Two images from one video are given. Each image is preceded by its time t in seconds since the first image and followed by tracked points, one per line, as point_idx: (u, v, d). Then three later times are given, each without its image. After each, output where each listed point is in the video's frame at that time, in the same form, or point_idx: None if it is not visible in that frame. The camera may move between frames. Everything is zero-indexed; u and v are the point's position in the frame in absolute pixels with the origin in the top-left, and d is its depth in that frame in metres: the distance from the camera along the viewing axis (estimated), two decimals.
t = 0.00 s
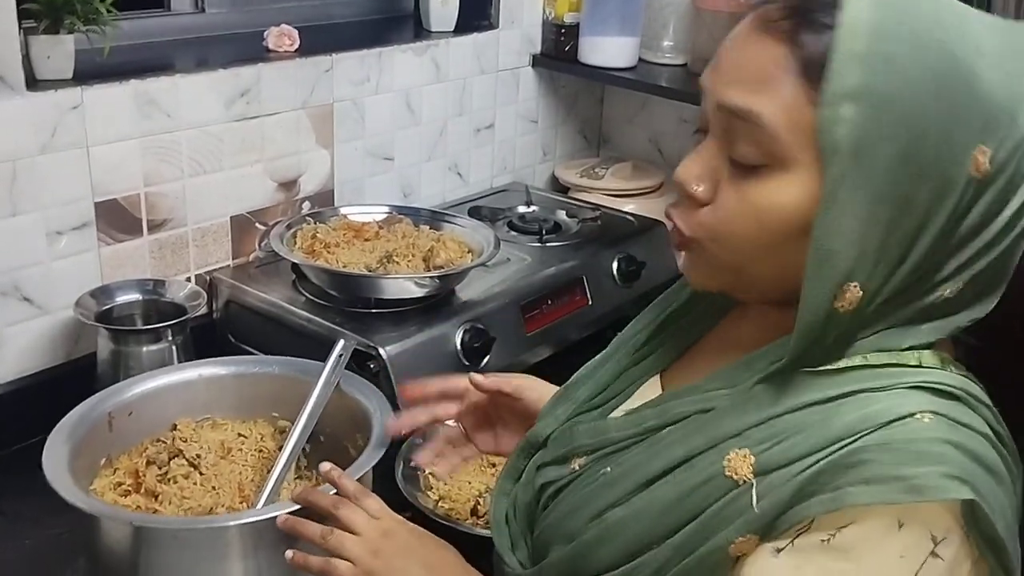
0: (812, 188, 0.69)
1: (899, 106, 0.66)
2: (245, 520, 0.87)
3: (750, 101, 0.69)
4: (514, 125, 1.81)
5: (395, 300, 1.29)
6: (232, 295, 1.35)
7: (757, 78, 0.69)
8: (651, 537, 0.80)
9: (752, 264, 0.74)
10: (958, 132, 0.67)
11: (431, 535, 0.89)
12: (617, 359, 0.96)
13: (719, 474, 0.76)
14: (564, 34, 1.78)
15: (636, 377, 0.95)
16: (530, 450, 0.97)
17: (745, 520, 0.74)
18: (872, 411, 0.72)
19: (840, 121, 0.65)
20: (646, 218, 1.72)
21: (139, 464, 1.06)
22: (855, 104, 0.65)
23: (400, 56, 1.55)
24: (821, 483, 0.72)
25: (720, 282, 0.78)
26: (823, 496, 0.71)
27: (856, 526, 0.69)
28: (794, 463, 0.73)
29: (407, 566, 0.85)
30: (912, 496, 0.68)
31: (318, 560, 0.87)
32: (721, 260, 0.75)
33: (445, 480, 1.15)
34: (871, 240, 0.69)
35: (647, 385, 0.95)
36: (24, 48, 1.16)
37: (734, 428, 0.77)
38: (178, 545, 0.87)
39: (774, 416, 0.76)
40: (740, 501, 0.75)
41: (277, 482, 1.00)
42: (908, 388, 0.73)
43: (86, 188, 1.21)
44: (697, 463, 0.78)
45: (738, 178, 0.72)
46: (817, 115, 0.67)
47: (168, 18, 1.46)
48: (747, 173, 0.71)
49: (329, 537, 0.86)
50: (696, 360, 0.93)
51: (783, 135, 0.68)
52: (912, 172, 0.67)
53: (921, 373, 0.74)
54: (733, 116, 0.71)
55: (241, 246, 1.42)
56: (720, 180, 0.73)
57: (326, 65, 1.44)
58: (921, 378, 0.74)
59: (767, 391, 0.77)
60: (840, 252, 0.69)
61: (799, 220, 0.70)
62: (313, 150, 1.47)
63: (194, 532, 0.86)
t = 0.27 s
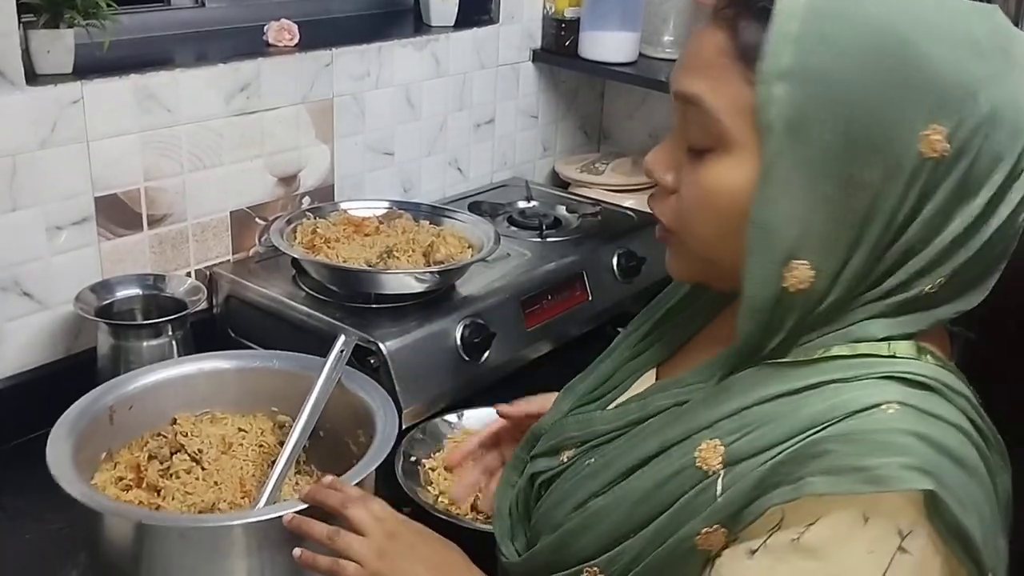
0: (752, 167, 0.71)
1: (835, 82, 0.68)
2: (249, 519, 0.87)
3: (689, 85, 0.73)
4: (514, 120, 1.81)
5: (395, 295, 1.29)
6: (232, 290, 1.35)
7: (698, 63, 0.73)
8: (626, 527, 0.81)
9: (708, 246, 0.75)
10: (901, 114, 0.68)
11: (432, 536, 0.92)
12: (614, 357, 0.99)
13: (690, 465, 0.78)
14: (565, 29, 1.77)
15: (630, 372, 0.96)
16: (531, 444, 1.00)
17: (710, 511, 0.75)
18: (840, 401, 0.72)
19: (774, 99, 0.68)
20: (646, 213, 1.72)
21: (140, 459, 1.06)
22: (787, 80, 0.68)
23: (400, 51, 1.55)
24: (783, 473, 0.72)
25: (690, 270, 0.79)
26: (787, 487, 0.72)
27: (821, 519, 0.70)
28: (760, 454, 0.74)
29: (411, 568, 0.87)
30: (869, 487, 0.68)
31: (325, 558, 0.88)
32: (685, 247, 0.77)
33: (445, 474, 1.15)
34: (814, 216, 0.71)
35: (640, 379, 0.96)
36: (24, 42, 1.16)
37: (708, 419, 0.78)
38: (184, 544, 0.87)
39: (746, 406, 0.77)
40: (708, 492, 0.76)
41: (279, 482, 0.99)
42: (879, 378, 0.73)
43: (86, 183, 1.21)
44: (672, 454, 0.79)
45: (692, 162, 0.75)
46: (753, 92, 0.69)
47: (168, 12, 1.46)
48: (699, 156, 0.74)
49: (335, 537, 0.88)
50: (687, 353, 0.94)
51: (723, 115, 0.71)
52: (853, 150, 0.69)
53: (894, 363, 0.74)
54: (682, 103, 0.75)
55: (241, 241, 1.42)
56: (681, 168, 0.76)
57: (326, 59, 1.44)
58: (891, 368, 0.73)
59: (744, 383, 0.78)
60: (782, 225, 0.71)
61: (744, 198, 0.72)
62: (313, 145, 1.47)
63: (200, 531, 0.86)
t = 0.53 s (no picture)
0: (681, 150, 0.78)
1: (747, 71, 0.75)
2: (250, 525, 0.87)
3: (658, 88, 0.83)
4: (515, 121, 1.81)
5: (397, 296, 1.28)
6: (233, 290, 1.34)
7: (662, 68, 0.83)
8: (619, 530, 0.85)
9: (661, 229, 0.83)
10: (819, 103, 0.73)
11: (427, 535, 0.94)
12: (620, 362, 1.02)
13: (676, 470, 0.81)
14: (567, 30, 1.77)
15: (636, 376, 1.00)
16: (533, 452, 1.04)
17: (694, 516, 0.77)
18: (818, 407, 0.75)
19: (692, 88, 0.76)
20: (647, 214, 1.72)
21: (143, 459, 1.06)
22: (699, 70, 0.75)
23: (402, 51, 1.55)
24: (763, 478, 0.74)
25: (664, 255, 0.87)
26: (766, 491, 0.73)
27: (801, 527, 0.71)
28: (741, 460, 0.77)
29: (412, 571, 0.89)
30: (846, 493, 0.69)
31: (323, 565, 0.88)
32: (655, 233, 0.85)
33: (446, 475, 1.14)
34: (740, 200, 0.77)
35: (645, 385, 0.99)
36: (25, 42, 1.16)
37: (693, 426, 0.82)
38: (186, 548, 0.87)
39: (729, 412, 0.80)
40: (692, 496, 0.79)
41: (280, 487, 0.99)
42: (860, 382, 0.75)
43: (88, 182, 1.21)
44: (659, 459, 0.83)
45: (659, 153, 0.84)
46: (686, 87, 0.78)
47: (170, 12, 1.46)
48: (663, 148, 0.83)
49: (332, 543, 0.88)
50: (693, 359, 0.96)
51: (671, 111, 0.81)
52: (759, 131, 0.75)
53: (873, 368, 0.76)
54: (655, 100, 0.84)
55: (242, 242, 1.42)
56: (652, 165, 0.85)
57: (327, 60, 1.43)
58: (871, 373, 0.76)
59: (732, 389, 0.82)
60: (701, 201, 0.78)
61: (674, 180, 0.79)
62: (315, 145, 1.47)
63: (201, 535, 0.86)
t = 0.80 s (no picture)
0: (836, 164, 0.66)
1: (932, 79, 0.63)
2: (250, 527, 0.87)
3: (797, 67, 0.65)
4: (517, 121, 1.80)
5: (398, 298, 1.28)
6: (234, 291, 1.34)
7: (801, 45, 0.65)
8: (618, 532, 0.79)
9: (748, 242, 0.70)
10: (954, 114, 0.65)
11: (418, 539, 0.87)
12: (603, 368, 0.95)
13: (675, 470, 0.75)
14: (569, 30, 1.76)
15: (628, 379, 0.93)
16: (525, 467, 0.98)
17: (695, 515, 0.72)
18: (818, 398, 0.69)
19: (873, 95, 0.63)
20: (649, 215, 1.72)
21: (148, 457, 1.06)
22: (900, 76, 0.62)
23: (403, 52, 1.54)
24: (763, 473, 0.69)
25: (717, 269, 0.73)
26: (764, 488, 0.68)
27: (800, 520, 0.66)
28: (743, 455, 0.71)
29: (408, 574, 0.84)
30: (846, 485, 0.65)
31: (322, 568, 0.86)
32: (723, 244, 0.72)
33: (447, 477, 1.13)
34: (873, 218, 0.67)
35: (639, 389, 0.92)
36: (26, 42, 1.16)
37: (689, 424, 0.76)
38: (185, 548, 0.86)
39: (728, 409, 0.74)
40: (694, 496, 0.73)
41: (282, 492, 0.99)
42: (863, 373, 0.70)
43: (89, 182, 1.20)
44: (658, 459, 0.77)
45: (755, 148, 0.68)
46: (852, 88, 0.65)
47: (171, 12, 1.45)
48: (770, 145, 0.67)
49: (329, 549, 0.85)
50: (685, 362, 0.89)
51: (826, 105, 0.65)
52: (920, 152, 0.65)
53: (875, 358, 0.70)
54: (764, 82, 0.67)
55: (243, 243, 1.42)
56: (732, 156, 0.69)
57: (329, 60, 1.43)
58: (873, 364, 0.70)
59: (728, 385, 0.76)
60: (851, 224, 0.67)
61: (815, 197, 0.67)
62: (316, 146, 1.46)
63: (200, 536, 0.86)
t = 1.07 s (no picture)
0: (913, 212, 0.69)
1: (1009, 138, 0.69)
2: (247, 530, 0.86)
3: (886, 116, 0.67)
4: (518, 120, 1.79)
5: (398, 297, 1.27)
6: (234, 290, 1.33)
7: (892, 92, 0.67)
8: (654, 556, 0.79)
9: (812, 280, 0.72)
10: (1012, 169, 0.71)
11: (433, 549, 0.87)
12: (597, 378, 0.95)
13: (718, 490, 0.76)
14: (569, 28, 1.75)
15: (627, 387, 0.93)
16: (513, 474, 0.95)
17: (746, 534, 0.73)
18: (870, 420, 0.71)
19: (969, 152, 0.67)
20: (651, 214, 1.71)
21: (146, 458, 1.05)
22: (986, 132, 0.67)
23: (404, 50, 1.54)
24: (822, 494, 0.71)
25: (773, 302, 0.75)
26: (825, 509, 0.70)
27: (855, 536, 0.68)
28: (793, 476, 0.72)
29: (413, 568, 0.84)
30: (909, 507, 0.67)
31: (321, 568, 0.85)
32: (782, 281, 0.73)
33: (449, 477, 1.13)
34: (933, 264, 0.71)
35: (635, 398, 0.93)
36: (25, 40, 1.15)
37: (726, 443, 0.77)
38: (183, 550, 0.86)
39: (768, 427, 0.76)
40: (743, 516, 0.74)
41: (281, 493, 0.98)
42: (905, 393, 0.73)
43: (88, 181, 1.19)
44: (695, 479, 0.77)
45: (831, 189, 0.69)
46: (944, 140, 0.68)
47: (169, 10, 1.45)
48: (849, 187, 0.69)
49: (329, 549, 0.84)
50: (685, 369, 0.93)
51: (914, 155, 0.67)
52: (985, 203, 0.70)
53: (916, 377, 0.74)
54: (851, 126, 0.68)
55: (243, 242, 1.41)
56: (809, 194, 0.70)
57: (329, 58, 1.42)
58: (915, 383, 0.73)
59: (762, 405, 0.78)
60: (922, 268, 0.70)
61: (887, 243, 0.70)
62: (316, 144, 1.46)
63: (199, 540, 0.85)
